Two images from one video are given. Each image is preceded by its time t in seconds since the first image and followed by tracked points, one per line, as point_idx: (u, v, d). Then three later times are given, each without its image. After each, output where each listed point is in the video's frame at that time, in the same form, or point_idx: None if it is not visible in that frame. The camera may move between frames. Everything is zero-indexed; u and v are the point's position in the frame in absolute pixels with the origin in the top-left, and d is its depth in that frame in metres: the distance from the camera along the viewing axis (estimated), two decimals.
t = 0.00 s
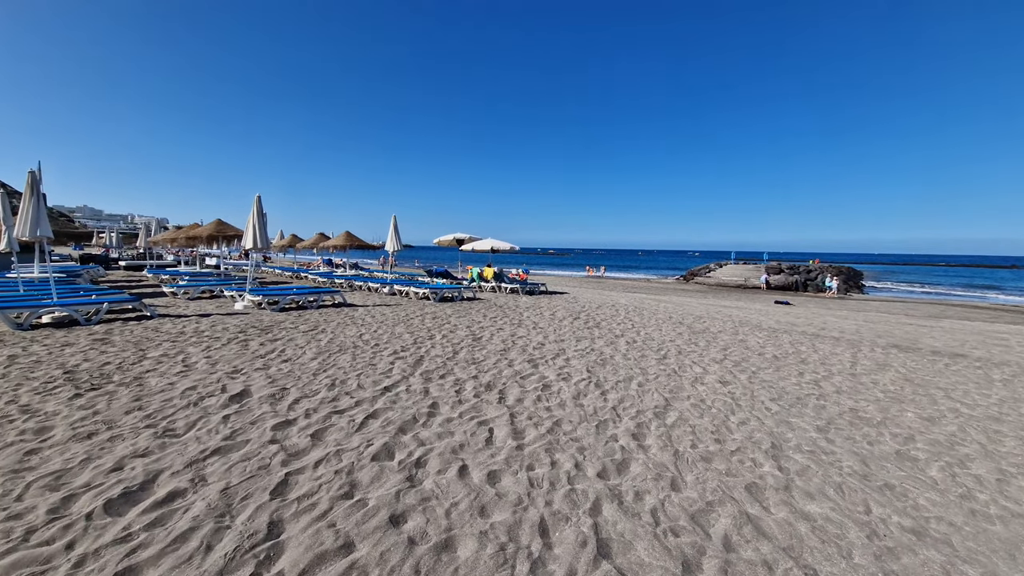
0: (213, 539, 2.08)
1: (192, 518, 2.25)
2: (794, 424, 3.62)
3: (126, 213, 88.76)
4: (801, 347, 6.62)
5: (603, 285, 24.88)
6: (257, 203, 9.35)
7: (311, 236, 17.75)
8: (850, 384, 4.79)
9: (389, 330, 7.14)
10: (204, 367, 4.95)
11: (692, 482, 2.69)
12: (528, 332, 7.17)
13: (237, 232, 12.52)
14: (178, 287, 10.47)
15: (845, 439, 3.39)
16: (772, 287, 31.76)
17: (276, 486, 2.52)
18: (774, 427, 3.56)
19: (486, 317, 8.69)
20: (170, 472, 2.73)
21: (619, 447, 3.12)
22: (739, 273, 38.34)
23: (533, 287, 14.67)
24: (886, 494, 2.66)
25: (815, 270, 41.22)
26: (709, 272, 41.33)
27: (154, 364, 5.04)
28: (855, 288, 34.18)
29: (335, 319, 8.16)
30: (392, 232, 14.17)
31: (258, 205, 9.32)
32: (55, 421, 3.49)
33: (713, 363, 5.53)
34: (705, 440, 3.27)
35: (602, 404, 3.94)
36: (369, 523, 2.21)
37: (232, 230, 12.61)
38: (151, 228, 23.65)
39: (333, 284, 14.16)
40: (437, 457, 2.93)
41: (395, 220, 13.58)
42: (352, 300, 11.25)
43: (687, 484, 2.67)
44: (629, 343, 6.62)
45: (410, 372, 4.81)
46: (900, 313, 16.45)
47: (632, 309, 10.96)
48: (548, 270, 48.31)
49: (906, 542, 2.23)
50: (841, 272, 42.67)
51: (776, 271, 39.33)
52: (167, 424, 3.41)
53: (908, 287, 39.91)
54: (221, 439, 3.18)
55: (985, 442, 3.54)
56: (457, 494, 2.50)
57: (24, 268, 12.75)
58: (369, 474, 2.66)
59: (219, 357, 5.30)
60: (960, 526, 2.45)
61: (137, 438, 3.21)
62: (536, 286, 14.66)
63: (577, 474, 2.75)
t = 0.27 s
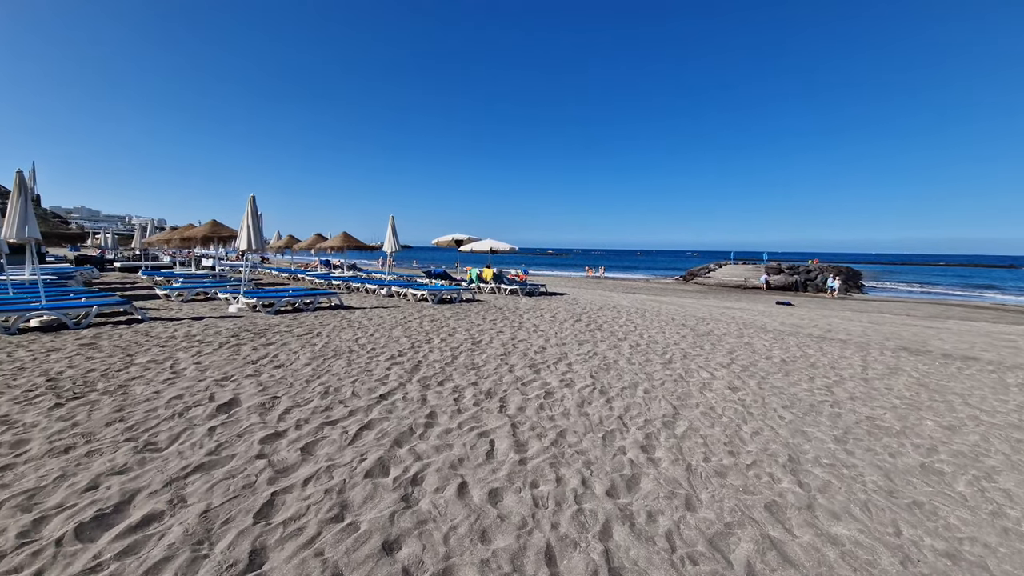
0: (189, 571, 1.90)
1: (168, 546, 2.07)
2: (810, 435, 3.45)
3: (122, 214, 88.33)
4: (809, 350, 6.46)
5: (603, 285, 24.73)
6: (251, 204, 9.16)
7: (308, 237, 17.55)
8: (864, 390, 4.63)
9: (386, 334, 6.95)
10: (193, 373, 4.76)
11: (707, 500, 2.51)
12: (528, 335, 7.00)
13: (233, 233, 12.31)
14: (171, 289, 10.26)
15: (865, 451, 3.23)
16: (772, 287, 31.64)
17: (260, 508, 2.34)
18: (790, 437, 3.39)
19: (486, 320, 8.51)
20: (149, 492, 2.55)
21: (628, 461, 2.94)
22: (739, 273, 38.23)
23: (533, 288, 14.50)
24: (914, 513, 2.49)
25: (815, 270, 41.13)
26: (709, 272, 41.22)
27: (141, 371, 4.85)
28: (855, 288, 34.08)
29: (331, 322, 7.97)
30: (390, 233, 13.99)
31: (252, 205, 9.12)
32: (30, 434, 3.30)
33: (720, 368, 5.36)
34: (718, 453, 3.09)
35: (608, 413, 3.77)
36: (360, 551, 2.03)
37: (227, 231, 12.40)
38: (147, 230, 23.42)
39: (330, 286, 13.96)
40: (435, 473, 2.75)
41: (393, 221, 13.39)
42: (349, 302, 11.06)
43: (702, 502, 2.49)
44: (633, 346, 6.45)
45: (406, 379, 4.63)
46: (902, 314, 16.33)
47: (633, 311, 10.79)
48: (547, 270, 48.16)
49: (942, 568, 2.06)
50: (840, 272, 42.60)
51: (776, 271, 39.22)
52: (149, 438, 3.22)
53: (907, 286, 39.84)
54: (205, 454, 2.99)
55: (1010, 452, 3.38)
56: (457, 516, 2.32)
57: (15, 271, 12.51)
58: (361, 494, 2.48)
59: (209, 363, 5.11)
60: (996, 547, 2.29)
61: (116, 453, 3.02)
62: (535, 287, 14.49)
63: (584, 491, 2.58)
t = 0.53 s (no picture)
0: None
1: None
2: (823, 447, 3.28)
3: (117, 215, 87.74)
4: (814, 354, 6.30)
5: (600, 286, 24.57)
6: (242, 204, 8.94)
7: (302, 238, 17.31)
8: (874, 397, 4.46)
9: (379, 338, 6.74)
10: (175, 381, 4.55)
11: (720, 522, 2.32)
12: (526, 339, 6.81)
13: (224, 234, 12.07)
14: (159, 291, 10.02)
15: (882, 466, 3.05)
16: (769, 288, 31.61)
17: (233, 534, 2.15)
18: (803, 450, 3.22)
19: (482, 323, 8.32)
20: (113, 517, 2.34)
21: (633, 477, 2.75)
22: (736, 275, 38.25)
23: (531, 290, 14.32)
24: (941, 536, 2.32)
25: (812, 271, 41.12)
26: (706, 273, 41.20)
27: (120, 379, 4.63)
28: (852, 289, 34.10)
29: (323, 325, 7.76)
30: (385, 234, 13.78)
31: (243, 205, 8.91)
32: None
33: (724, 373, 5.19)
34: (728, 467, 2.91)
35: (610, 423, 3.58)
36: None
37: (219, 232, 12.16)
38: (140, 230, 23.13)
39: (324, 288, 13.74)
40: (425, 492, 2.55)
41: (388, 221, 13.19)
42: (343, 304, 10.84)
43: (714, 525, 2.31)
44: (633, 351, 6.27)
45: (399, 387, 4.42)
46: (901, 315, 16.23)
47: (632, 313, 10.63)
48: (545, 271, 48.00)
49: None
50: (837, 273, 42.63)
51: (773, 272, 39.17)
52: (121, 454, 3.01)
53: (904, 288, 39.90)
54: (180, 471, 2.79)
55: None
56: (449, 543, 2.12)
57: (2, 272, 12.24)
58: (344, 518, 2.28)
59: (192, 370, 4.90)
60: None
61: (84, 470, 2.82)
62: (533, 289, 14.30)
63: (587, 512, 2.39)
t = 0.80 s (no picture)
0: None
1: None
2: (838, 457, 3.09)
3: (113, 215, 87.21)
4: (821, 356, 6.12)
5: (599, 286, 24.38)
6: (233, 202, 8.72)
7: (298, 238, 17.09)
8: (887, 402, 4.28)
9: (372, 340, 6.54)
10: (155, 388, 4.33)
11: (735, 544, 2.13)
12: (524, 341, 6.60)
13: (216, 233, 11.84)
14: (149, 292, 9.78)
15: (902, 478, 2.87)
16: (769, 287, 31.46)
17: (198, 563, 1.94)
18: (818, 461, 3.02)
19: (479, 324, 8.12)
20: (69, 541, 2.13)
21: (639, 492, 2.56)
22: (735, 273, 38.14)
23: (529, 290, 14.12)
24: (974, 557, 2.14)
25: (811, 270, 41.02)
26: (705, 272, 41.04)
27: (98, 386, 4.41)
28: (851, 287, 34.00)
29: (315, 327, 7.54)
30: (381, 233, 13.57)
31: (234, 204, 8.69)
32: None
33: (730, 376, 4.99)
34: (740, 480, 2.72)
35: (612, 431, 3.38)
36: None
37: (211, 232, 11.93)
38: (133, 230, 22.84)
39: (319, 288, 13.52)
40: (413, 512, 2.34)
41: (384, 221, 12.98)
42: (337, 304, 10.62)
43: (729, 547, 2.11)
44: (635, 352, 6.07)
45: (390, 393, 4.21)
46: (904, 314, 16.08)
47: (632, 313, 10.44)
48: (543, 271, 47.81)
49: None
50: (837, 271, 42.54)
51: (773, 271, 39.04)
52: (88, 469, 2.80)
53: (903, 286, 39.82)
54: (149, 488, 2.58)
55: None
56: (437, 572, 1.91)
57: None
58: (322, 542, 2.07)
59: (174, 375, 4.68)
60: None
61: (45, 487, 2.60)
62: (531, 289, 14.11)
63: (590, 533, 2.19)
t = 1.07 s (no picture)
0: None
1: None
2: (854, 470, 2.91)
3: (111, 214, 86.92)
4: (828, 358, 5.93)
5: (599, 285, 24.20)
6: (224, 201, 8.53)
7: (294, 237, 16.90)
8: (900, 409, 4.11)
9: (366, 342, 6.35)
10: (136, 395, 4.15)
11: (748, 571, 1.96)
12: (521, 343, 6.41)
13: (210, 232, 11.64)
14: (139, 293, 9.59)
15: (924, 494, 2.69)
16: (770, 286, 31.28)
17: None
18: (833, 474, 2.84)
19: (477, 325, 7.94)
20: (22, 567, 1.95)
21: (643, 510, 2.38)
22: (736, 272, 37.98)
23: (528, 290, 13.94)
24: None
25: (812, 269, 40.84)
26: (706, 271, 40.85)
27: (77, 392, 4.22)
28: (852, 287, 33.83)
29: (308, 328, 7.36)
30: (378, 232, 13.38)
31: (226, 202, 8.50)
32: None
33: (735, 380, 4.81)
34: (751, 496, 2.54)
35: (613, 441, 3.20)
36: None
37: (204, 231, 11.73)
38: (129, 229, 22.62)
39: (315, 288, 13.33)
40: (398, 535, 2.15)
41: (381, 220, 12.79)
42: (332, 305, 10.43)
43: None
44: (636, 355, 5.88)
45: (380, 399, 4.03)
46: (907, 314, 15.89)
47: (633, 313, 10.26)
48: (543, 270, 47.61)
49: None
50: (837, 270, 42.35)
51: (773, 270, 38.86)
52: (53, 484, 2.62)
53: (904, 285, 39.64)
54: (117, 507, 2.40)
55: None
56: None
57: None
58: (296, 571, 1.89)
59: (157, 381, 4.50)
60: None
61: (6, 504, 2.42)
62: (530, 289, 13.92)
63: (590, 559, 2.01)
